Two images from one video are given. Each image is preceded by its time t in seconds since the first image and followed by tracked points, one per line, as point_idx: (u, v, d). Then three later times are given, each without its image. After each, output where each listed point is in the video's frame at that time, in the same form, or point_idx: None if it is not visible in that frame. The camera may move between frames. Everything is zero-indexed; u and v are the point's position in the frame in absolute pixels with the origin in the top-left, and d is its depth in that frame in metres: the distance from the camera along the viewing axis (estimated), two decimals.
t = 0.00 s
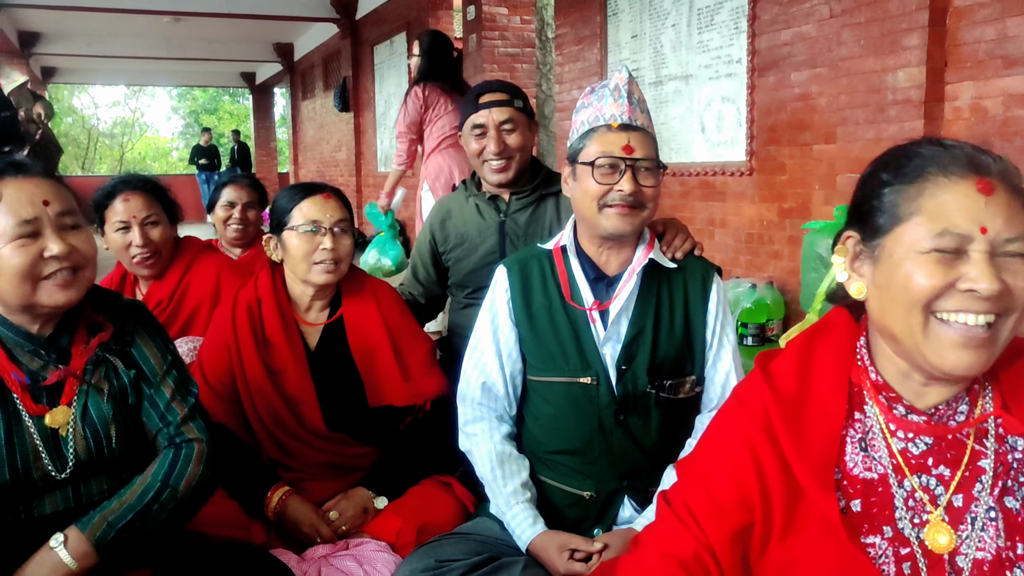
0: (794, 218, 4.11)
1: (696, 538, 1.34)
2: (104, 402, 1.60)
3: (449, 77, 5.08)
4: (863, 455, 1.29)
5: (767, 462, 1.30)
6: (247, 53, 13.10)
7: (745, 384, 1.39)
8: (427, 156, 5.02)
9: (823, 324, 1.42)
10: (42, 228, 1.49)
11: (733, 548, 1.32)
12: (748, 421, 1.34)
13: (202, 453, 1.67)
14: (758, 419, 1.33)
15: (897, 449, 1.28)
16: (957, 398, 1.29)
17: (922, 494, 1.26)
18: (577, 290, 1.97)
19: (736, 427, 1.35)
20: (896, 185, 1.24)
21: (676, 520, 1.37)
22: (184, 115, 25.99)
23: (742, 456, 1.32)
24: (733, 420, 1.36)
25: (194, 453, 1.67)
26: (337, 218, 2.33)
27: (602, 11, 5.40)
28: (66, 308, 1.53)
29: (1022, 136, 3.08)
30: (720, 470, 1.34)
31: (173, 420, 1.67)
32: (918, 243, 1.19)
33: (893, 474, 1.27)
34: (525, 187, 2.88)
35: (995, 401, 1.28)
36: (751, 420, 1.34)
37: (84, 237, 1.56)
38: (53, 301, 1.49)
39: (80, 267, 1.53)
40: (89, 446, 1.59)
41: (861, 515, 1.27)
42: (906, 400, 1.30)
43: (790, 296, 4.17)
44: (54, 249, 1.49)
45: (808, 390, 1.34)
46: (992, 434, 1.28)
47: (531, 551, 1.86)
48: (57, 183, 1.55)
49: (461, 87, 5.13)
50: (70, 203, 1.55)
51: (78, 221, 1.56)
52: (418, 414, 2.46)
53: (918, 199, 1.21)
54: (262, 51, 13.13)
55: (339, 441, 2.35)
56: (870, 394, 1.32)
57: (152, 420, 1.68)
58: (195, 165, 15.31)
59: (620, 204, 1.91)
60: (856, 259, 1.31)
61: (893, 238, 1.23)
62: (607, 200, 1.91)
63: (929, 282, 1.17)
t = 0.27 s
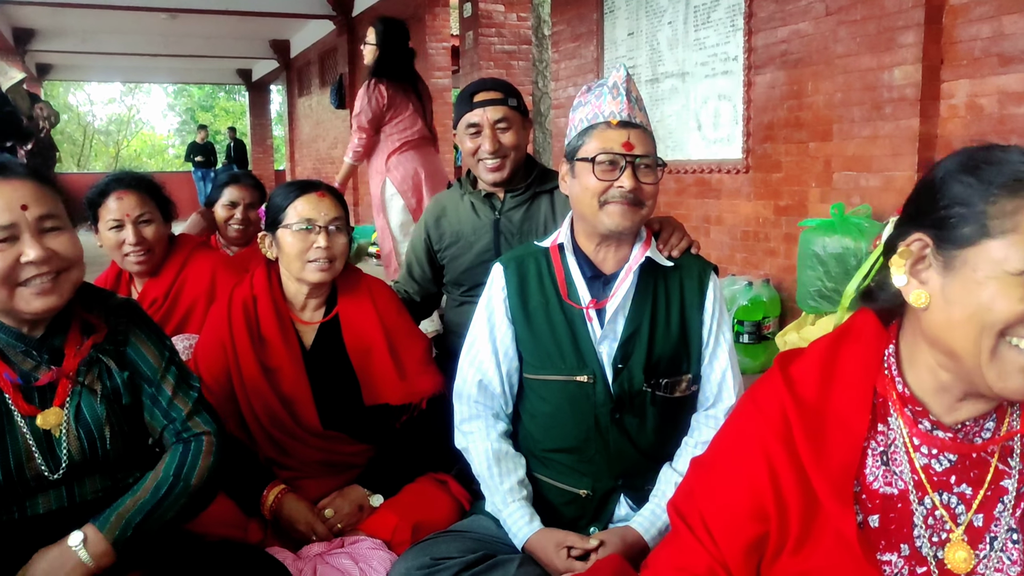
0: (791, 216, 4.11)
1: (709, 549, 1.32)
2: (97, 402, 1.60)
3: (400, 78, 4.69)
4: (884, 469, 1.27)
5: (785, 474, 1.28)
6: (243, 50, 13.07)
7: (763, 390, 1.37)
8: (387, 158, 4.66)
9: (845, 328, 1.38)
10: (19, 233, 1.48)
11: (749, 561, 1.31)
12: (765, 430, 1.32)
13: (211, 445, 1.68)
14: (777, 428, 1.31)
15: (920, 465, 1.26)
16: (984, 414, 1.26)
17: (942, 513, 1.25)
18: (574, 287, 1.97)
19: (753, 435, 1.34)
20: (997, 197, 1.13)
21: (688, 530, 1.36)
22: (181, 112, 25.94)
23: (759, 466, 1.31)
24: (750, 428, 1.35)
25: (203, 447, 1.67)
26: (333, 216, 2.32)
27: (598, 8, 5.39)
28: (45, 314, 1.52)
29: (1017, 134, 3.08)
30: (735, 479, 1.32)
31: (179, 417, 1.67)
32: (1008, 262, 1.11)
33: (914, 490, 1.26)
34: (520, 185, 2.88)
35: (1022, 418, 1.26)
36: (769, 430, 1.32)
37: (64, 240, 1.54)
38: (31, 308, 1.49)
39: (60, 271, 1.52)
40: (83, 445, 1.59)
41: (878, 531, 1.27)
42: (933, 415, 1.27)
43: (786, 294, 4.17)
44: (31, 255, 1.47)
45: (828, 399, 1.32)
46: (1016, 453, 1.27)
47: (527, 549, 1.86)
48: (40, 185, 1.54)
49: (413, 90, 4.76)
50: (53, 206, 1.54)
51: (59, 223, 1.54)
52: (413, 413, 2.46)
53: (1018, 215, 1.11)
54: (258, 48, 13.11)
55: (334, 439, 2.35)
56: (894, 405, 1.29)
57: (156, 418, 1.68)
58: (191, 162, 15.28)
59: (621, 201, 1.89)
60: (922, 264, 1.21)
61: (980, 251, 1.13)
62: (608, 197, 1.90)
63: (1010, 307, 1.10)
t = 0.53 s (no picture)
0: (784, 212, 4.12)
1: (708, 550, 1.31)
2: (94, 396, 1.60)
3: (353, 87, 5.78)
4: (877, 466, 1.28)
5: (782, 471, 1.28)
6: (237, 45, 13.02)
7: (759, 387, 1.37)
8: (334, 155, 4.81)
9: (841, 327, 1.39)
10: (7, 234, 1.47)
11: (746, 560, 1.30)
12: (762, 426, 1.32)
13: (238, 420, 1.76)
14: (773, 424, 1.31)
15: (912, 462, 1.28)
16: (977, 412, 1.28)
17: (935, 509, 1.26)
18: (566, 285, 1.98)
19: (749, 432, 1.33)
20: (992, 196, 1.14)
21: (686, 531, 1.35)
22: (174, 107, 25.84)
23: (755, 462, 1.30)
24: (746, 424, 1.34)
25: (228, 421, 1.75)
26: (327, 213, 2.32)
27: (593, 4, 5.39)
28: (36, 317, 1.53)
29: (1009, 131, 3.09)
30: (733, 477, 1.31)
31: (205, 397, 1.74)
32: (1003, 262, 1.12)
33: (906, 487, 1.27)
34: (514, 181, 2.86)
35: (1013, 415, 1.29)
36: (765, 426, 1.32)
37: (52, 241, 1.53)
38: (21, 312, 1.49)
39: (48, 274, 1.51)
40: (80, 439, 1.59)
41: (872, 528, 1.27)
42: (926, 412, 1.29)
43: (780, 290, 4.18)
44: (17, 258, 1.46)
45: (823, 397, 1.32)
46: (1007, 449, 1.29)
47: (525, 544, 1.87)
48: (28, 183, 1.52)
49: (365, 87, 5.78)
50: (42, 206, 1.52)
51: (48, 224, 1.53)
52: (410, 409, 2.47)
53: (1012, 216, 1.12)
54: (252, 43, 13.06)
55: (330, 435, 2.36)
56: (887, 404, 1.31)
57: (177, 404, 1.74)
58: (184, 157, 15.22)
59: (602, 197, 1.91)
60: (918, 263, 1.23)
61: (974, 251, 1.14)
62: (590, 193, 1.92)
63: (1006, 306, 1.11)
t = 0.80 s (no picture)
0: (775, 211, 4.15)
1: (689, 536, 1.35)
2: (84, 393, 1.61)
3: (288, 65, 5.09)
4: (842, 447, 1.32)
5: (753, 456, 1.32)
6: (230, 42, 12.98)
7: (732, 378, 1.42)
8: (274, 154, 5.26)
9: (810, 320, 1.44)
10: (33, 225, 1.50)
11: (725, 543, 1.34)
12: (735, 414, 1.37)
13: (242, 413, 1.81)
14: (745, 411, 1.36)
15: (875, 443, 1.31)
16: (936, 393, 1.30)
17: (898, 487, 1.29)
18: (551, 286, 2.00)
19: (724, 420, 1.38)
20: (925, 183, 1.21)
21: (669, 519, 1.39)
22: (166, 103, 25.74)
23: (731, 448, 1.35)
24: (721, 413, 1.39)
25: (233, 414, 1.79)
26: (319, 214, 2.33)
27: (586, 4, 5.40)
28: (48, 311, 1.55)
29: (997, 132, 3.13)
30: (711, 464, 1.36)
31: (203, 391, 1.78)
32: (938, 242, 1.18)
33: (871, 467, 1.30)
34: (507, 181, 2.89)
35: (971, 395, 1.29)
36: (738, 413, 1.36)
37: (72, 236, 1.56)
38: (39, 308, 1.51)
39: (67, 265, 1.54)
40: (70, 437, 1.59)
41: (838, 506, 1.30)
42: (887, 395, 1.32)
43: (771, 289, 4.21)
44: (43, 246, 1.49)
45: (794, 384, 1.37)
46: (967, 428, 1.29)
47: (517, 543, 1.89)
48: (49, 178, 1.56)
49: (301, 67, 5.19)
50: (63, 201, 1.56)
51: (67, 218, 1.57)
52: (402, 408, 2.50)
53: (946, 198, 1.19)
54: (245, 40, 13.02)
55: (324, 433, 2.38)
56: (851, 388, 1.34)
57: (177, 399, 1.78)
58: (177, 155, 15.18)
59: (577, 199, 1.94)
60: (865, 252, 1.29)
61: (911, 235, 1.21)
62: (563, 197, 1.95)
63: (943, 283, 1.16)
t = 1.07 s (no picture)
0: (772, 214, 4.17)
1: (695, 520, 1.37)
2: (91, 399, 1.63)
3: (223, 69, 5.06)
4: (836, 434, 1.35)
5: (758, 440, 1.35)
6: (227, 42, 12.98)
7: (737, 369, 1.44)
8: (206, 156, 5.04)
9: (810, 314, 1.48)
10: (48, 237, 1.51)
11: (729, 526, 1.36)
12: (741, 400, 1.39)
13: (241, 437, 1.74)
14: (750, 397, 1.38)
15: (869, 431, 1.34)
16: (931, 392, 1.32)
17: (887, 476, 1.32)
18: (547, 289, 2.02)
19: (729, 406, 1.40)
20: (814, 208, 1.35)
21: (674, 503, 1.40)
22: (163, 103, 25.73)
23: (736, 432, 1.37)
24: (727, 399, 1.41)
25: (239, 432, 1.77)
26: (317, 220, 2.34)
27: (583, 6, 5.43)
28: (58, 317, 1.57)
29: (991, 135, 3.17)
30: (717, 448, 1.38)
31: (206, 407, 1.74)
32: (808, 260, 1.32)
33: (863, 454, 1.33)
34: (507, 185, 2.91)
35: (966, 397, 1.31)
36: (744, 399, 1.39)
37: (86, 247, 1.58)
38: (51, 315, 1.53)
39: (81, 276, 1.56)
40: (76, 441, 1.62)
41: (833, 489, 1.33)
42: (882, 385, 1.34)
43: (767, 290, 4.23)
44: (57, 259, 1.51)
45: (795, 376, 1.40)
46: (960, 427, 1.31)
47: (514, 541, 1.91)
48: (61, 188, 1.57)
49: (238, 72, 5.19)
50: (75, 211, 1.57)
51: (80, 228, 1.58)
52: (400, 409, 2.51)
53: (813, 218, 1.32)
54: (243, 41, 13.02)
55: (323, 434, 2.39)
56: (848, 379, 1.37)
57: (177, 413, 1.74)
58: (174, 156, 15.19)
59: (572, 203, 1.96)
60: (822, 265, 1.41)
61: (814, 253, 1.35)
62: (560, 201, 1.97)
63: (812, 296, 1.30)
